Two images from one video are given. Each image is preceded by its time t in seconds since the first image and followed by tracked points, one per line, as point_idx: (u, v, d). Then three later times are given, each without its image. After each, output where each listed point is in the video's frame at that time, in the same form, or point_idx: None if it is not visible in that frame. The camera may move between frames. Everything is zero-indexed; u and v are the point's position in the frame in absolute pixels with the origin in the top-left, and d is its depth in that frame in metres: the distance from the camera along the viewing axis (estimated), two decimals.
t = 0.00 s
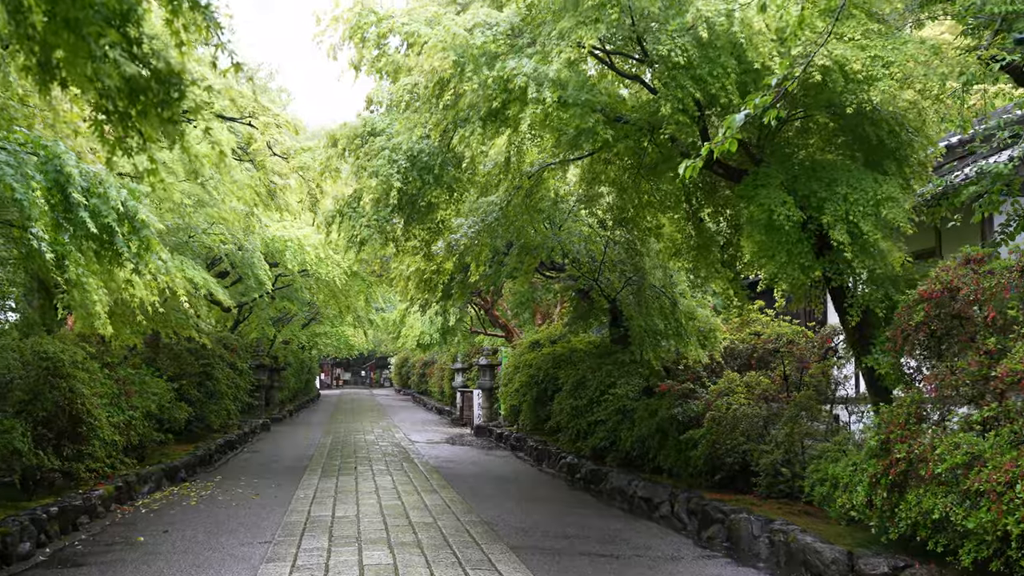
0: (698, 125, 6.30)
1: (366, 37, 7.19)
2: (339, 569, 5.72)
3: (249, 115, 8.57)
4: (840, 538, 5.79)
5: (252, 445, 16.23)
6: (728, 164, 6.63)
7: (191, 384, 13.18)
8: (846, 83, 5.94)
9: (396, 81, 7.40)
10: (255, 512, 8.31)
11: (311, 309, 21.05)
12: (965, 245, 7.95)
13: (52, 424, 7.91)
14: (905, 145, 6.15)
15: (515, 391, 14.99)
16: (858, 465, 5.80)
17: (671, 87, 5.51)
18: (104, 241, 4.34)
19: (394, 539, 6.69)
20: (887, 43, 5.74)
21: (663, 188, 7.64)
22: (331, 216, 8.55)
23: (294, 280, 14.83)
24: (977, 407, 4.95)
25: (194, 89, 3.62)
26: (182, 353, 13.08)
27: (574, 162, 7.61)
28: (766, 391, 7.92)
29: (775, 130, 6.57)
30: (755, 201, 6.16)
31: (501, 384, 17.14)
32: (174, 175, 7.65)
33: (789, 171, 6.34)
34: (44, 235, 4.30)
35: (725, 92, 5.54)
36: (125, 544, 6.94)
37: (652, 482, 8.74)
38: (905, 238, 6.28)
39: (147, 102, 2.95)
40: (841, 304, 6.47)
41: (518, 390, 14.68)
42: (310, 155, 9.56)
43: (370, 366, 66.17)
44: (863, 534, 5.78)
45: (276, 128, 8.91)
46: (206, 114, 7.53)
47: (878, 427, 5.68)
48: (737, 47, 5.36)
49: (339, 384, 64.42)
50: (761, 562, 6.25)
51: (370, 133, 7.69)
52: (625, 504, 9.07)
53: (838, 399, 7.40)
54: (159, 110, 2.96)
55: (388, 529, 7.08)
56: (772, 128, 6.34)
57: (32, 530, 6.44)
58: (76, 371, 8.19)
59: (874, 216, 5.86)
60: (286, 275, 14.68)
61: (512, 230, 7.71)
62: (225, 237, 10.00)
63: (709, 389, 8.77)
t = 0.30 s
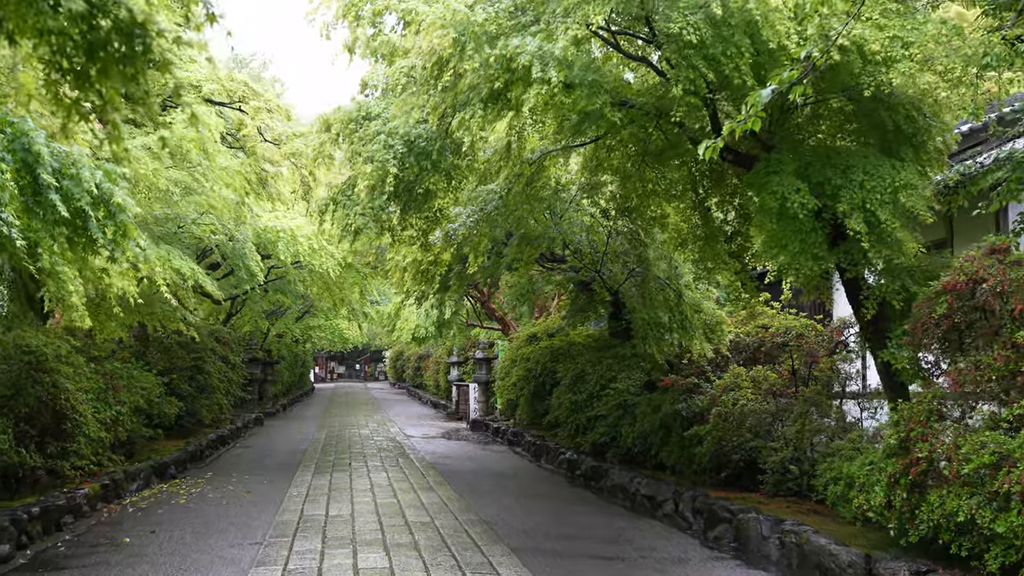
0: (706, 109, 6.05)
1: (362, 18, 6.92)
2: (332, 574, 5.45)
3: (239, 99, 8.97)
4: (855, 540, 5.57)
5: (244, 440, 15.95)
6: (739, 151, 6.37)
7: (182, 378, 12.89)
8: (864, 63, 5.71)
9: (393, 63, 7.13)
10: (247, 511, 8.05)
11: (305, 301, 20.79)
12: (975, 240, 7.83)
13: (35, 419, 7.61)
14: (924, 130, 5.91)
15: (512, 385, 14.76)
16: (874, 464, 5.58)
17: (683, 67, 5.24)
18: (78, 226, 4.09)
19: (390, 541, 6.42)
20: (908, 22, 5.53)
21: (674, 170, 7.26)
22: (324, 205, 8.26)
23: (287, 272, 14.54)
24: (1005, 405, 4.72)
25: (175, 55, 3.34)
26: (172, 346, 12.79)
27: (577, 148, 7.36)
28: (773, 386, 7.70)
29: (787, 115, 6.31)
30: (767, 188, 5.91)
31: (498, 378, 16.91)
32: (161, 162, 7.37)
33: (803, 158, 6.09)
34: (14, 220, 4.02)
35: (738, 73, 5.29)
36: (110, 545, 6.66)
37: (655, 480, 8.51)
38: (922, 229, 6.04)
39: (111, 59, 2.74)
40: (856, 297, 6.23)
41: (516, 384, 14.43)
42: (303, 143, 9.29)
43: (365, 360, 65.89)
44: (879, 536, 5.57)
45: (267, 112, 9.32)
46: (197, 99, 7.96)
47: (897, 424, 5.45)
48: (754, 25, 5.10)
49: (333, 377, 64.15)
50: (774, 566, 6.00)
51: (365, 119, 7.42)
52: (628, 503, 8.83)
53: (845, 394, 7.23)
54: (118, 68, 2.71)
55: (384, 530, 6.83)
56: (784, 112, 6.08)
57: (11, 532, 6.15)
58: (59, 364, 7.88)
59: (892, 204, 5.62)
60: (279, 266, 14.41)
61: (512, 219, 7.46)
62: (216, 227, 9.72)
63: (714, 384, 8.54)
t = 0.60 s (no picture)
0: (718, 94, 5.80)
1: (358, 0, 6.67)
2: None
3: (230, 86, 9.35)
4: (875, 544, 5.33)
5: (240, 439, 15.68)
6: (752, 138, 6.12)
7: (175, 376, 12.62)
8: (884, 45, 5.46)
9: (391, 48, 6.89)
10: (241, 514, 7.79)
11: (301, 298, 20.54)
12: (997, 233, 7.58)
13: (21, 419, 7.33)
14: (947, 115, 5.66)
15: (512, 383, 14.52)
16: (895, 464, 5.34)
17: (697, 46, 4.98)
18: (49, 212, 3.91)
19: (390, 545, 6.16)
20: (930, 1, 5.29)
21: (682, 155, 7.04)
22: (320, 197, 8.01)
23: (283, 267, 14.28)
24: None
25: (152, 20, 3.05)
26: (165, 343, 12.51)
27: (582, 137, 7.11)
28: (785, 382, 7.47)
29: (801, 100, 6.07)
30: (782, 175, 5.66)
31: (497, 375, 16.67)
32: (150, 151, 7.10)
33: (819, 145, 5.84)
34: None
35: (755, 53, 5.03)
36: (98, 551, 6.38)
37: (662, 481, 8.26)
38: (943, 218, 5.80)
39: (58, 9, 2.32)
40: (874, 290, 5.98)
41: (517, 381, 14.18)
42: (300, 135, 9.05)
43: (362, 357, 65.66)
44: (901, 540, 5.33)
45: (260, 100, 9.67)
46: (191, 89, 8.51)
47: (920, 423, 5.21)
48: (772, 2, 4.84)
49: (331, 375, 63.87)
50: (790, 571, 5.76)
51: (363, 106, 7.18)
52: (634, 503, 8.58)
53: (854, 390, 7.07)
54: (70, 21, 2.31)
55: (383, 534, 6.57)
56: (799, 98, 5.82)
57: None
58: (44, 362, 7.60)
59: (914, 192, 5.37)
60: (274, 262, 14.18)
61: (515, 211, 7.22)
62: (209, 221, 9.46)
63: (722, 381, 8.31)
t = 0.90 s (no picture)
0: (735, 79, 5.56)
1: None
2: None
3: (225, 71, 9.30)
4: (899, 550, 5.12)
5: (236, 438, 15.41)
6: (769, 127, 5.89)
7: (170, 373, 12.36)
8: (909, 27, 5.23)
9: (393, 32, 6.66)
10: (236, 516, 7.53)
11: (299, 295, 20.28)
12: None
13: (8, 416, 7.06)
14: (973, 102, 5.43)
15: (513, 381, 14.28)
16: (921, 467, 5.11)
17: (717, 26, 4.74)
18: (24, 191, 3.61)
19: (391, 550, 5.91)
20: None
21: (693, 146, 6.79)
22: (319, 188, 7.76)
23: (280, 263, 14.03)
24: None
25: None
26: (160, 340, 12.24)
27: (590, 126, 6.87)
28: (798, 380, 7.25)
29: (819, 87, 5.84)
30: (803, 164, 5.41)
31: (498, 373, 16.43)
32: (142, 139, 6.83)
33: (840, 133, 5.60)
34: None
35: (779, 34, 4.79)
36: (86, 555, 6.11)
37: (671, 482, 8.04)
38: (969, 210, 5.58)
39: None
40: (897, 285, 5.75)
41: (518, 380, 13.93)
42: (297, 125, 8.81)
43: (359, 355, 65.36)
44: (926, 546, 5.13)
45: (255, 87, 9.58)
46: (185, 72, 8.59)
47: (948, 423, 4.98)
48: None
49: (328, 372, 63.58)
50: None
51: (363, 92, 6.95)
52: (641, 506, 8.35)
53: (873, 390, 6.92)
54: None
55: (384, 538, 6.32)
56: (819, 84, 5.59)
57: None
58: (32, 358, 7.33)
59: (941, 181, 5.13)
60: (271, 257, 13.93)
61: (521, 203, 6.99)
62: (204, 214, 9.20)
63: (732, 379, 8.07)
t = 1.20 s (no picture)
0: (754, 63, 5.30)
1: None
2: None
3: (220, 56, 9.00)
4: (924, 558, 4.88)
5: (231, 436, 15.12)
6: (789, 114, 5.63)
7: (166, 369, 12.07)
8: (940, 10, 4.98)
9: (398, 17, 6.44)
10: (230, 519, 7.28)
11: (295, 289, 19.97)
12: None
13: None
14: (1003, 89, 5.19)
15: (513, 378, 14.03)
16: (948, 471, 4.87)
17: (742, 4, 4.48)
18: None
19: (391, 557, 5.65)
20: None
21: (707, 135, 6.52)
22: (317, 179, 7.47)
23: (276, 257, 13.75)
24: None
25: None
26: (153, 335, 11.96)
27: (598, 114, 6.61)
28: (812, 379, 7.01)
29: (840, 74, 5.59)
30: (825, 154, 5.16)
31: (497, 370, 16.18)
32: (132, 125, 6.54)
33: (864, 120, 5.33)
34: None
35: (805, 12, 4.52)
36: (72, 561, 5.83)
37: (680, 484, 7.79)
38: (998, 202, 5.33)
39: None
40: (923, 280, 5.49)
41: (518, 377, 13.68)
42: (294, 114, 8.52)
43: (356, 350, 65.05)
44: (952, 554, 4.90)
45: (251, 72, 9.31)
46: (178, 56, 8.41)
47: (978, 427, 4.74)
48: None
49: (324, 367, 63.38)
50: None
51: (363, 78, 6.67)
52: (649, 508, 8.12)
53: (891, 390, 6.72)
54: None
55: (384, 542, 6.07)
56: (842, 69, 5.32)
57: None
58: (17, 354, 7.05)
59: (972, 171, 4.87)
60: (267, 251, 13.65)
61: (527, 194, 6.72)
62: (197, 205, 8.90)
63: (742, 377, 7.82)
